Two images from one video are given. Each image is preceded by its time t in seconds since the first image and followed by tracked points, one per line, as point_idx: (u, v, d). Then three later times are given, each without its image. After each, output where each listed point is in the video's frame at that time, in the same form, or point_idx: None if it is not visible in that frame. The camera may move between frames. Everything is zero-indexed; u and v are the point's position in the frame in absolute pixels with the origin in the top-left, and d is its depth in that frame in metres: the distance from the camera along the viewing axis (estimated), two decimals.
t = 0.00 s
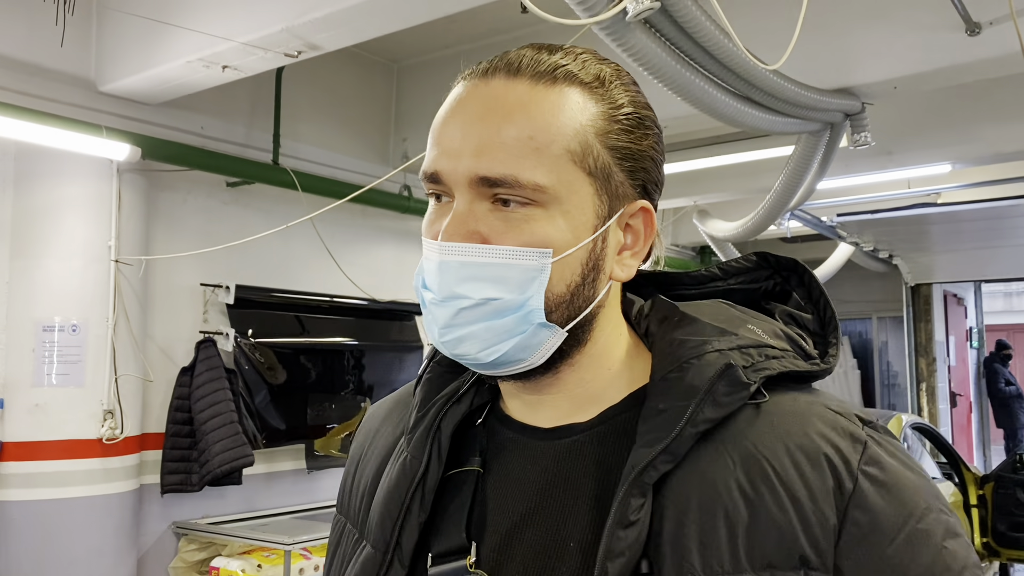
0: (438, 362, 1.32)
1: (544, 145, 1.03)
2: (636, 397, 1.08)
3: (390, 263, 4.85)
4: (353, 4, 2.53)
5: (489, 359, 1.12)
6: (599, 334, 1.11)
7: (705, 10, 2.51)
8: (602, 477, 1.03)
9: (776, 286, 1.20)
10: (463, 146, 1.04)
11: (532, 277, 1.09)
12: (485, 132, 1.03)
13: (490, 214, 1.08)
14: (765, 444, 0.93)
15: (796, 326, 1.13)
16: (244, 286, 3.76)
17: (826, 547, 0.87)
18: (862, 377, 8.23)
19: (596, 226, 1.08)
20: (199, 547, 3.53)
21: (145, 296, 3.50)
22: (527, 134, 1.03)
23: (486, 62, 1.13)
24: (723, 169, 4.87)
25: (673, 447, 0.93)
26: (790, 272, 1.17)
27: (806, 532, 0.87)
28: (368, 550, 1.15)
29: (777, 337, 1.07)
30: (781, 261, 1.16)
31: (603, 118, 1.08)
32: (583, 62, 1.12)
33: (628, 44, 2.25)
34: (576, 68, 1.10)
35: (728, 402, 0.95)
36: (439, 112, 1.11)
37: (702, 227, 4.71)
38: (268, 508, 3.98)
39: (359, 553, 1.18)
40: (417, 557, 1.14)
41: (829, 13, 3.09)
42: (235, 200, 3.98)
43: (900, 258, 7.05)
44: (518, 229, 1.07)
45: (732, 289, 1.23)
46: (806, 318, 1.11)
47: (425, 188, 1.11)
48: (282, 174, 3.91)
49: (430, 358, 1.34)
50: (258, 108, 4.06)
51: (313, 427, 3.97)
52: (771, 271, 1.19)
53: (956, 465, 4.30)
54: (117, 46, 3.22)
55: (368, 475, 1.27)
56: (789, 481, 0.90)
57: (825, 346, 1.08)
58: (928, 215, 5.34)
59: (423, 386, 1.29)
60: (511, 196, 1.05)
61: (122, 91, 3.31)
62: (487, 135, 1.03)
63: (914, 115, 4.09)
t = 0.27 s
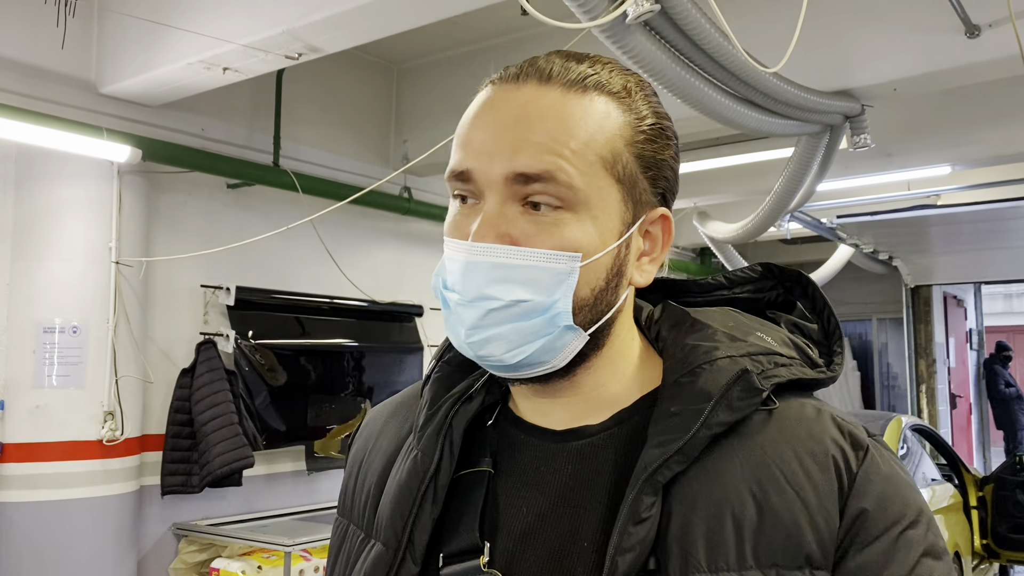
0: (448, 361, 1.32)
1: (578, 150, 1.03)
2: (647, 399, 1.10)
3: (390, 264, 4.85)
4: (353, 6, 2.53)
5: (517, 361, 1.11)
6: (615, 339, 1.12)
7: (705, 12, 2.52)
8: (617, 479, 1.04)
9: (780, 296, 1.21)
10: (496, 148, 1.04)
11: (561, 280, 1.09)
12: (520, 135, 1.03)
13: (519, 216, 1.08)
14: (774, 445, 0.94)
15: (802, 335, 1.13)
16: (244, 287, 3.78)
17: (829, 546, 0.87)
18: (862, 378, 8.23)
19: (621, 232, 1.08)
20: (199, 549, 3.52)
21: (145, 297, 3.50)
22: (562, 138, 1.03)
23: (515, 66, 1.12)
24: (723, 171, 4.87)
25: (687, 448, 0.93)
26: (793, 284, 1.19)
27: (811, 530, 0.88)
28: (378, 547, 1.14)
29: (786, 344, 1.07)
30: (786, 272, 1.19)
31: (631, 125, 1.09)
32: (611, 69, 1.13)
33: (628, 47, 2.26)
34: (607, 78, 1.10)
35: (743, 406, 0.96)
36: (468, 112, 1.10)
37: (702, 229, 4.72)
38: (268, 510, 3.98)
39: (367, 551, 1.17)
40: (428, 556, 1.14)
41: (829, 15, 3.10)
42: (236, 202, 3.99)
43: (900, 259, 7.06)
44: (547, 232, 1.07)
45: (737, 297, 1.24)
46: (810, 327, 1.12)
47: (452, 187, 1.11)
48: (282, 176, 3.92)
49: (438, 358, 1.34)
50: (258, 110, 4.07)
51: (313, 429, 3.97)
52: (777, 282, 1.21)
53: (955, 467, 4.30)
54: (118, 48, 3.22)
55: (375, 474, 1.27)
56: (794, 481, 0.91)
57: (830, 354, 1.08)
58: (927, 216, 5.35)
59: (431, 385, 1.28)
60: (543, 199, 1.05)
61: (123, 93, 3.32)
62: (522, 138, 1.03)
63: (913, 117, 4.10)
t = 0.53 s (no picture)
0: (467, 356, 1.34)
1: (656, 135, 1.09)
2: (657, 394, 1.09)
3: (390, 266, 4.85)
4: (353, 8, 2.53)
5: (600, 343, 1.13)
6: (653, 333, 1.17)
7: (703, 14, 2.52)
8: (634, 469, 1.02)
9: (800, 300, 1.20)
10: (580, 129, 1.08)
11: (642, 264, 1.16)
12: (604, 117, 1.07)
13: (597, 197, 1.12)
14: (784, 431, 0.93)
15: (819, 336, 1.13)
16: (243, 288, 3.80)
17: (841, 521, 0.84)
18: (861, 380, 8.23)
19: (679, 219, 1.17)
20: (198, 551, 3.52)
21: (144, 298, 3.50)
22: (643, 122, 1.08)
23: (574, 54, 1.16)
24: (722, 173, 4.88)
25: (689, 430, 0.94)
26: (814, 288, 1.18)
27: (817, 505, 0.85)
28: (394, 536, 1.14)
29: (801, 341, 1.07)
30: (806, 276, 1.18)
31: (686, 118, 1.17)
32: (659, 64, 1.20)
33: (628, 49, 2.26)
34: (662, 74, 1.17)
35: (749, 392, 0.95)
36: (535, 94, 1.13)
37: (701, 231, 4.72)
38: (267, 511, 3.98)
39: (383, 540, 1.17)
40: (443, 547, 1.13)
41: (827, 17, 3.10)
42: (235, 203, 3.99)
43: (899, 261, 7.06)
44: (624, 212, 1.12)
45: (757, 299, 1.24)
46: (828, 328, 1.12)
47: (523, 167, 1.13)
48: (281, 177, 3.92)
49: (458, 352, 1.35)
50: (257, 111, 4.07)
51: (313, 430, 3.97)
52: (797, 286, 1.20)
53: (954, 468, 4.30)
54: (118, 50, 3.23)
55: (390, 467, 1.27)
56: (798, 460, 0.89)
57: (846, 355, 1.09)
58: (926, 218, 5.35)
59: (450, 378, 1.29)
60: (624, 180, 1.10)
61: (122, 94, 3.32)
62: (607, 120, 1.07)
63: (913, 119, 4.10)
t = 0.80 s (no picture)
0: (488, 363, 1.36)
1: (646, 128, 1.10)
2: (682, 399, 1.08)
3: (389, 267, 4.85)
4: (350, 9, 2.53)
5: (619, 351, 1.12)
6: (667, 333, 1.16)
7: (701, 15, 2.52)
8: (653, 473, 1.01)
9: (833, 303, 1.21)
10: (568, 133, 1.09)
11: (650, 263, 1.16)
12: (591, 118, 1.08)
13: (595, 199, 1.13)
14: (817, 442, 0.93)
15: (854, 340, 1.10)
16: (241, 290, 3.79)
17: (877, 548, 0.83)
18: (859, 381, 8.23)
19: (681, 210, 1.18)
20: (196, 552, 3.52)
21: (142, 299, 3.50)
22: (630, 117, 1.09)
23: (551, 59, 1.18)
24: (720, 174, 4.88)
25: (719, 437, 0.94)
26: (848, 290, 1.19)
27: (852, 526, 0.85)
28: (410, 544, 1.17)
29: (836, 345, 1.04)
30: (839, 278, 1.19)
31: (674, 107, 1.18)
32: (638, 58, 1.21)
33: (625, 50, 2.26)
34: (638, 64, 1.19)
35: (783, 397, 0.95)
36: (518, 106, 1.14)
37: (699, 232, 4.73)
38: (265, 512, 3.97)
39: (401, 548, 1.20)
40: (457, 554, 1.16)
41: (825, 19, 3.11)
42: (233, 204, 3.99)
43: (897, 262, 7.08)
44: (626, 211, 1.13)
45: (788, 303, 1.26)
46: (865, 333, 1.09)
47: (517, 179, 1.14)
48: (280, 179, 3.92)
49: (478, 359, 1.38)
50: (255, 112, 4.06)
51: (310, 431, 3.97)
52: (830, 289, 1.22)
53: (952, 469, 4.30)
54: (116, 51, 3.22)
55: (412, 475, 1.29)
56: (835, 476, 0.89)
57: (884, 360, 1.06)
58: (924, 219, 5.36)
59: (471, 387, 1.32)
60: (620, 178, 1.10)
61: (120, 95, 3.32)
62: (593, 120, 1.08)
63: (910, 121, 4.11)
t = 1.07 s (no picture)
0: (518, 374, 1.35)
1: (688, 127, 1.09)
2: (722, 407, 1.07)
3: (387, 268, 4.85)
4: (346, 11, 2.53)
5: (666, 355, 1.10)
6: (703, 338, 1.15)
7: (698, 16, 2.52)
8: (694, 489, 1.00)
9: (873, 299, 1.17)
10: (611, 135, 1.07)
11: (696, 264, 1.16)
12: (632, 118, 1.06)
13: (639, 202, 1.11)
14: (867, 447, 0.89)
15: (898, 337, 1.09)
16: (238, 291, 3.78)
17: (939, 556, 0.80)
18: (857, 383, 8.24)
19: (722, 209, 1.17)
20: (193, 554, 3.51)
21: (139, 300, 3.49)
22: (673, 117, 1.08)
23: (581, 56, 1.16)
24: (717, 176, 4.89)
25: (762, 447, 0.92)
26: (887, 284, 1.15)
27: (911, 535, 0.81)
28: (450, 566, 1.18)
29: (878, 343, 1.03)
30: (878, 272, 1.15)
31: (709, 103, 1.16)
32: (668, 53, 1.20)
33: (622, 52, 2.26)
34: (671, 62, 1.17)
35: (828, 402, 0.92)
36: (553, 106, 1.12)
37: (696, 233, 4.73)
38: (263, 514, 3.96)
39: (440, 569, 1.20)
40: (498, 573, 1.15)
41: (822, 20, 3.11)
42: (230, 205, 3.98)
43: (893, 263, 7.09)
44: (670, 214, 1.12)
45: (826, 301, 1.20)
46: (909, 329, 1.08)
47: (555, 183, 1.11)
48: (277, 180, 3.91)
49: (509, 371, 1.37)
50: (252, 113, 4.06)
51: (308, 433, 3.96)
52: (868, 284, 1.16)
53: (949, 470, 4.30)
54: (112, 52, 3.22)
55: (447, 493, 1.28)
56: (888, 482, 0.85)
57: (930, 356, 1.04)
58: (921, 220, 5.37)
59: (503, 399, 1.30)
60: (666, 180, 1.09)
61: (117, 96, 3.31)
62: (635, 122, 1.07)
63: (907, 122, 4.12)
